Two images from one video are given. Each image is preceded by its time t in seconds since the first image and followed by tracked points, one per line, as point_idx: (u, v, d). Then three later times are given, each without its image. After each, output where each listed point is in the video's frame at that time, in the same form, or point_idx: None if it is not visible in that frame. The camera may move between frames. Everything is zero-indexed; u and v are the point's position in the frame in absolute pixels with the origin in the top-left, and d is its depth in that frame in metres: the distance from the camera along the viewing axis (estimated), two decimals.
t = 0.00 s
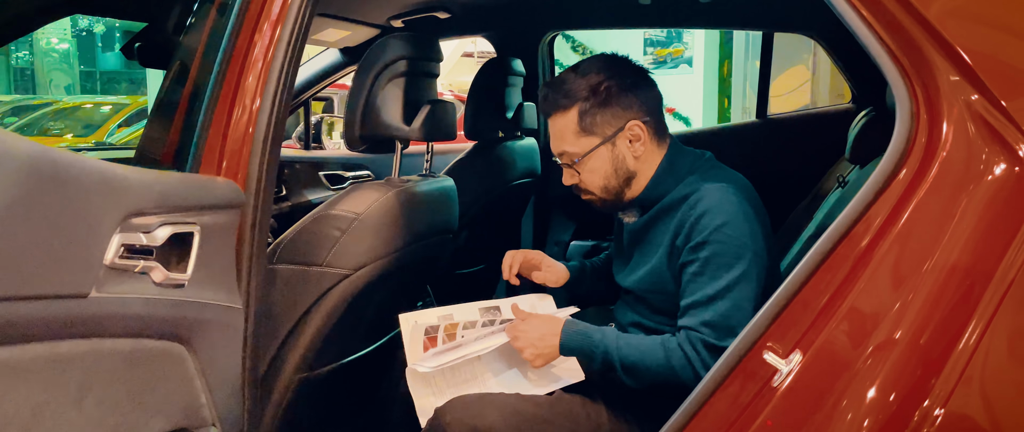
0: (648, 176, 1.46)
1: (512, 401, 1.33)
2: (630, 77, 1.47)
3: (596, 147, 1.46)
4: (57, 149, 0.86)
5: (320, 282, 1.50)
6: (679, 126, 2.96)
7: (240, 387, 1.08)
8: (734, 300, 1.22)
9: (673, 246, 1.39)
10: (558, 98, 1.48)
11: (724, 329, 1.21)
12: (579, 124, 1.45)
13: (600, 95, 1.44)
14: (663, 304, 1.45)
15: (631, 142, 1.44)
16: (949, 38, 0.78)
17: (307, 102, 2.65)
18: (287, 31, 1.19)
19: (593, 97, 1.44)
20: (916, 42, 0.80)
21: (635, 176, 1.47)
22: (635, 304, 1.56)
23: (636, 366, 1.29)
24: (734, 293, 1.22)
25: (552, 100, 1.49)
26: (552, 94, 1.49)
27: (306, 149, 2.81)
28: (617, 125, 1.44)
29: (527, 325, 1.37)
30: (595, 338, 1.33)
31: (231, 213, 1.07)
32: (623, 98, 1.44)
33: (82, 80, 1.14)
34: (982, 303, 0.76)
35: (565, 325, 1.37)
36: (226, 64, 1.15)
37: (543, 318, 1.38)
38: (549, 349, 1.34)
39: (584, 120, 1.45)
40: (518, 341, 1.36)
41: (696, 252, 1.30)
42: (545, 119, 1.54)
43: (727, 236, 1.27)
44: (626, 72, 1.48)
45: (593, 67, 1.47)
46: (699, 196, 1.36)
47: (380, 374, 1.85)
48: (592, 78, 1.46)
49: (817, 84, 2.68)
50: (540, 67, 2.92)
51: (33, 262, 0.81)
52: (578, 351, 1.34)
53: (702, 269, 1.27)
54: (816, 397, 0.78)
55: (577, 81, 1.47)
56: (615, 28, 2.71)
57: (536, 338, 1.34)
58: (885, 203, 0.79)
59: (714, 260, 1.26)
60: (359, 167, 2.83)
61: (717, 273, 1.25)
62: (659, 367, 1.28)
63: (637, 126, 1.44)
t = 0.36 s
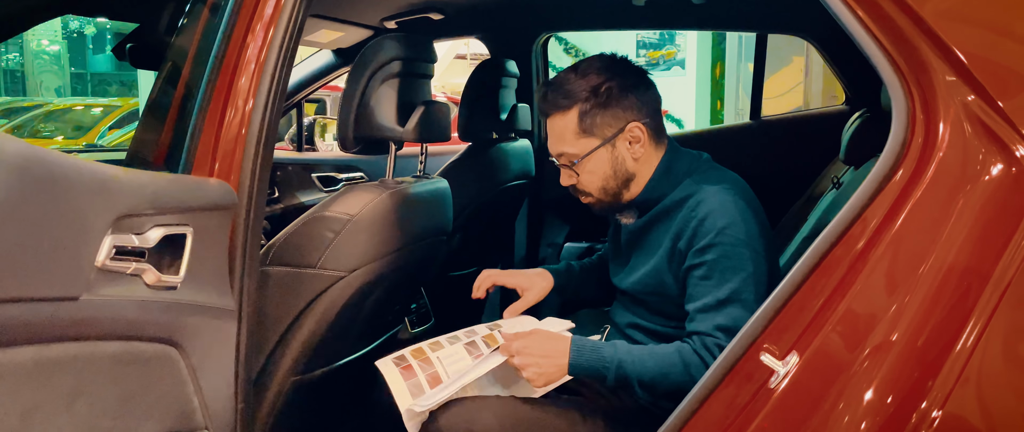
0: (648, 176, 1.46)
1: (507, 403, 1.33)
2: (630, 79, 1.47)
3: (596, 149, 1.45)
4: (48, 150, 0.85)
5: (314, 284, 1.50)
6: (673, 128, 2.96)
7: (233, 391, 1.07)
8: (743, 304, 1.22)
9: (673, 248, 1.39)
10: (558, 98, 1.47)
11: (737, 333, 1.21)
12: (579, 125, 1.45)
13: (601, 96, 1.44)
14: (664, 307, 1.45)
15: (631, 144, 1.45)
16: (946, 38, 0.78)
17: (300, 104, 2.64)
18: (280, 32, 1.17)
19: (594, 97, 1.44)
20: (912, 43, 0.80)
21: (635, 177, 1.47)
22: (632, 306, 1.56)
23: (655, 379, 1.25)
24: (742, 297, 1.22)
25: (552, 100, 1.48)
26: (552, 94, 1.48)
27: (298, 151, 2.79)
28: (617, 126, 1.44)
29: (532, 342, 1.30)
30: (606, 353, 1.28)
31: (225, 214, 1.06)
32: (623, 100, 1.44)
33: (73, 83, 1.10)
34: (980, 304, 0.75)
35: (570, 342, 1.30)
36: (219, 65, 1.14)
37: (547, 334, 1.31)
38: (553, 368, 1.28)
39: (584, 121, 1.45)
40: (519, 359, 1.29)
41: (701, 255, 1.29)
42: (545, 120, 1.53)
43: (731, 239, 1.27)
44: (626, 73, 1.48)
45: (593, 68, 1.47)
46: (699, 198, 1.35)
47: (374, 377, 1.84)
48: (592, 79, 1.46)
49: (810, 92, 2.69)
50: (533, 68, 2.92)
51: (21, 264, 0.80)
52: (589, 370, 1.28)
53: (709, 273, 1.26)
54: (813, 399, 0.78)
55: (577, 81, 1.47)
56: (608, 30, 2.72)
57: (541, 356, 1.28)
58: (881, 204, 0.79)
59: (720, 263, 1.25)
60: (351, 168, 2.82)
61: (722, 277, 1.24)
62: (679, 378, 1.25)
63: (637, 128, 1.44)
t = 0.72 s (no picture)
0: (647, 181, 1.46)
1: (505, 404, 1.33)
2: (633, 81, 1.46)
3: (597, 151, 1.45)
4: (42, 149, 0.84)
5: (309, 286, 1.49)
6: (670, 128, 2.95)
7: (229, 391, 1.07)
8: (735, 306, 1.21)
9: (672, 250, 1.39)
10: (560, 99, 1.47)
11: (728, 335, 1.21)
12: (581, 128, 1.44)
13: (603, 99, 1.43)
14: (660, 308, 1.45)
15: (632, 146, 1.44)
16: (945, 38, 0.78)
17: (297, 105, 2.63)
18: (276, 32, 1.17)
19: (597, 99, 1.43)
20: (912, 42, 0.79)
21: (635, 180, 1.47)
22: (630, 307, 1.56)
23: (639, 375, 1.27)
24: (735, 299, 1.21)
25: (554, 101, 1.48)
26: (554, 95, 1.48)
27: (295, 152, 2.78)
28: (619, 129, 1.43)
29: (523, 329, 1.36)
30: (595, 347, 1.31)
31: (222, 215, 1.05)
32: (625, 103, 1.44)
33: (69, 84, 1.09)
34: (980, 306, 0.75)
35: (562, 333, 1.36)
36: (215, 65, 1.14)
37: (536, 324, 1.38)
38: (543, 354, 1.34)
39: (586, 124, 1.44)
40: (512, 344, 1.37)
41: (697, 257, 1.29)
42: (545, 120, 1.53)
43: (726, 241, 1.26)
44: (629, 76, 1.47)
45: (595, 69, 1.46)
46: (697, 199, 1.35)
47: (371, 378, 1.83)
48: (595, 81, 1.45)
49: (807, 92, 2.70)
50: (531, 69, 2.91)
51: (15, 266, 0.79)
52: (579, 362, 1.32)
53: (704, 274, 1.26)
54: (813, 401, 0.77)
55: (580, 83, 1.46)
56: (606, 30, 2.72)
57: (532, 344, 1.35)
58: (881, 205, 0.79)
59: (716, 265, 1.25)
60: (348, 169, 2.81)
61: (717, 278, 1.24)
62: (663, 375, 1.26)
63: (639, 131, 1.43)
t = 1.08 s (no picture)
0: (647, 181, 1.46)
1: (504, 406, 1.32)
2: (633, 81, 1.46)
3: (597, 151, 1.44)
4: (38, 147, 0.84)
5: (308, 285, 1.48)
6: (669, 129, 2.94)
7: (226, 392, 1.07)
8: (731, 306, 1.20)
9: (671, 249, 1.38)
10: (559, 100, 1.46)
11: (723, 335, 1.21)
12: (580, 128, 1.44)
13: (602, 99, 1.43)
14: (659, 309, 1.44)
15: (632, 146, 1.44)
16: (948, 38, 0.77)
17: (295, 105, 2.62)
18: (275, 32, 1.17)
19: (595, 99, 1.43)
20: (915, 42, 0.79)
21: (636, 180, 1.46)
22: (631, 308, 1.55)
23: (631, 375, 1.28)
24: (732, 299, 1.21)
25: (553, 102, 1.48)
26: (553, 97, 1.48)
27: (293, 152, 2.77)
28: (618, 130, 1.43)
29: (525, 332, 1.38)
30: (590, 348, 1.33)
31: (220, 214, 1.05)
32: (625, 102, 1.43)
33: (68, 84, 1.09)
34: (983, 307, 0.75)
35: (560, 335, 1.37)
36: (213, 64, 1.13)
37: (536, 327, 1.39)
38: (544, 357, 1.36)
39: (585, 124, 1.44)
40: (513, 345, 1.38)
41: (695, 257, 1.28)
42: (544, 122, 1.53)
43: (724, 242, 1.26)
44: (628, 75, 1.46)
45: (595, 69, 1.46)
46: (697, 200, 1.35)
47: (369, 379, 1.83)
48: (593, 82, 1.45)
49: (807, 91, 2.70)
50: (530, 69, 2.91)
51: (12, 265, 0.79)
52: (573, 361, 1.34)
53: (701, 274, 1.25)
54: (814, 402, 0.77)
55: (579, 83, 1.45)
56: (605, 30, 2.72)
57: (533, 346, 1.36)
58: (882, 205, 0.78)
59: (713, 265, 1.24)
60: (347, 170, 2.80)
61: (715, 279, 1.24)
62: (655, 376, 1.27)
63: (639, 131, 1.43)
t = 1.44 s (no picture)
0: (645, 178, 1.45)
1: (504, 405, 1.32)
2: (630, 78, 1.45)
3: (592, 149, 1.44)
4: (36, 143, 0.83)
5: (308, 283, 1.48)
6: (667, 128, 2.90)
7: (225, 391, 1.06)
8: (728, 304, 1.20)
9: (670, 247, 1.38)
10: (555, 97, 1.47)
11: (719, 333, 1.20)
12: (576, 126, 1.44)
13: (598, 96, 1.43)
14: (660, 307, 1.44)
15: (628, 144, 1.43)
16: (950, 33, 0.77)
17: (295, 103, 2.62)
18: (274, 30, 1.16)
19: (592, 97, 1.43)
20: (917, 38, 0.78)
21: (633, 177, 1.46)
22: (630, 307, 1.55)
23: (630, 365, 1.28)
24: (730, 297, 1.20)
25: (550, 100, 1.48)
26: (550, 95, 1.48)
27: (293, 151, 2.77)
28: (614, 127, 1.43)
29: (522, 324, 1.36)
30: (589, 339, 1.33)
31: (219, 212, 1.05)
32: (621, 100, 1.43)
33: (68, 84, 1.06)
34: (986, 305, 0.74)
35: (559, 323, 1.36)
36: (212, 62, 1.13)
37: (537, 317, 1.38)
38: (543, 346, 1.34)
39: (581, 121, 1.44)
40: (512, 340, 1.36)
41: (694, 253, 1.28)
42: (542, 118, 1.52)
43: (723, 239, 1.25)
44: (625, 72, 1.46)
45: (592, 66, 1.46)
46: (696, 197, 1.34)
47: (369, 378, 1.82)
48: (591, 78, 1.44)
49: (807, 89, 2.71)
50: (530, 68, 2.90)
51: (9, 262, 0.78)
52: (572, 349, 1.34)
53: (698, 271, 1.25)
54: (816, 400, 0.76)
55: (576, 81, 1.45)
56: (605, 29, 2.70)
57: (532, 338, 1.34)
58: (884, 204, 0.78)
59: (710, 262, 1.24)
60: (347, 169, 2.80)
61: (712, 275, 1.23)
62: (654, 366, 1.26)
63: (635, 128, 1.43)
